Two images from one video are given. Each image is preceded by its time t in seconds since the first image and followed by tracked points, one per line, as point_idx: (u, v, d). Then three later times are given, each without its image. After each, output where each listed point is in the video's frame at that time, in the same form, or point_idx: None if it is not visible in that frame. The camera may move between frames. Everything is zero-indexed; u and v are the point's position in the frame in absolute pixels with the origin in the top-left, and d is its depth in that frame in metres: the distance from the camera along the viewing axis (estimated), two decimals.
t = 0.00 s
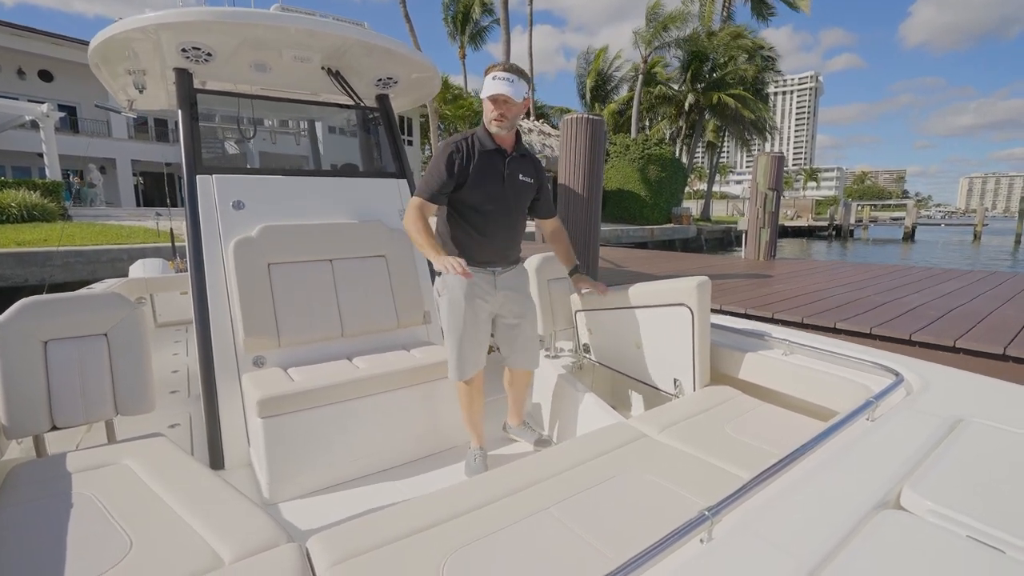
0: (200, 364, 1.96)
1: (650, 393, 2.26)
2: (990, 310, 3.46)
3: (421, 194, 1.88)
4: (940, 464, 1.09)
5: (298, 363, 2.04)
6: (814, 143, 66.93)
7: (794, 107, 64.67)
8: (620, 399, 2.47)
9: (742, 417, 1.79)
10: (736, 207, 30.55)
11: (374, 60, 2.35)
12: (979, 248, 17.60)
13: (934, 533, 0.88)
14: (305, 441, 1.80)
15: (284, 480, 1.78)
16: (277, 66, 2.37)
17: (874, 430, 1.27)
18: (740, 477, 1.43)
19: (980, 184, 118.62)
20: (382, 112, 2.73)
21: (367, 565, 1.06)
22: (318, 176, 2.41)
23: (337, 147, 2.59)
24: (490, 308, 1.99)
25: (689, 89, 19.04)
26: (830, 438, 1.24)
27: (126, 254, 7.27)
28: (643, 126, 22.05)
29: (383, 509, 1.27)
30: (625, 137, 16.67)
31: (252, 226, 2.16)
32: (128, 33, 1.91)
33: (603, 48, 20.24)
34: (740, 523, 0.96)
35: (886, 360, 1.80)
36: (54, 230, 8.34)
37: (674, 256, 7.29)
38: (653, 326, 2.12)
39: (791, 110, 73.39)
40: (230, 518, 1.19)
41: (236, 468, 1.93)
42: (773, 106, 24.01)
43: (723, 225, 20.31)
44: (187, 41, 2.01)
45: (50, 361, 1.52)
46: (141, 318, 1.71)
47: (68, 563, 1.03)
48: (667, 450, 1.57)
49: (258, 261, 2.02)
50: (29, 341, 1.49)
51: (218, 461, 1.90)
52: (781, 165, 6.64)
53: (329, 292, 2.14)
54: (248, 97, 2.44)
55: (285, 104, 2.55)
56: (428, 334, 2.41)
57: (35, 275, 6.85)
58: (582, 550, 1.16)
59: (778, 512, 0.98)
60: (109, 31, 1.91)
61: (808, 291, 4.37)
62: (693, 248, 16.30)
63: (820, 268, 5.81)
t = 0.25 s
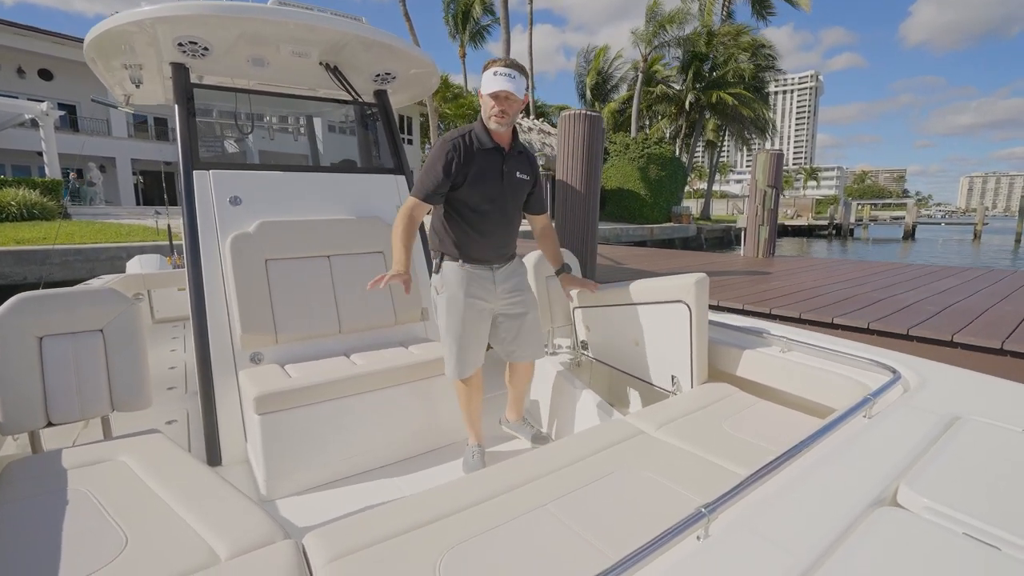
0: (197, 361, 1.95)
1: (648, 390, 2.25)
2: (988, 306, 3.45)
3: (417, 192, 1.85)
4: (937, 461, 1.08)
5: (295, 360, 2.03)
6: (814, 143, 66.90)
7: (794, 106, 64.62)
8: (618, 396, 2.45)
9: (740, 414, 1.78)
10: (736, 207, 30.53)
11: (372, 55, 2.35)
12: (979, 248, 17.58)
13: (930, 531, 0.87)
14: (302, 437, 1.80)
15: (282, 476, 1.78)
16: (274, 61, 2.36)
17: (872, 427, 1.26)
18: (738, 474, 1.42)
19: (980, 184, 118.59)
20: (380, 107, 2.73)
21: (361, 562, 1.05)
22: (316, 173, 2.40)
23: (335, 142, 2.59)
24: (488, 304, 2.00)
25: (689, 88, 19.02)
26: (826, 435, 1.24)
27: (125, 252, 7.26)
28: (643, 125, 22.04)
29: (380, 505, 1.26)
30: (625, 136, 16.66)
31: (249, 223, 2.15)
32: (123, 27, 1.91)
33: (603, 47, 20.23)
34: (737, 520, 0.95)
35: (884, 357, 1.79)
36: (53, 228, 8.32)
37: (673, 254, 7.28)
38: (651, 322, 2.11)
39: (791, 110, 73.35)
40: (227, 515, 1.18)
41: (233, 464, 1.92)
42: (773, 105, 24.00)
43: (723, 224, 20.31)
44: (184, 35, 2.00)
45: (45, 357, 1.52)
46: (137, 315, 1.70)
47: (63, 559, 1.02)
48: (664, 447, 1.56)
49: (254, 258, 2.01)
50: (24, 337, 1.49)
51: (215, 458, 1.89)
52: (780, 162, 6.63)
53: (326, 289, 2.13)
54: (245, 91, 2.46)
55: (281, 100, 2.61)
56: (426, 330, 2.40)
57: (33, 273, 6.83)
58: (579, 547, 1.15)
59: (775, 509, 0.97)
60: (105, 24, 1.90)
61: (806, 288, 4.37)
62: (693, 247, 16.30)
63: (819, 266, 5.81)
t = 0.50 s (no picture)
0: (195, 360, 1.95)
1: (646, 389, 2.26)
2: (987, 307, 3.46)
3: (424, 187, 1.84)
4: (933, 460, 1.08)
5: (294, 359, 2.03)
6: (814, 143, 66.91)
7: (794, 107, 64.61)
8: (616, 395, 2.46)
9: (738, 413, 1.78)
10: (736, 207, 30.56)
11: (370, 55, 2.35)
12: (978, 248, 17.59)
13: (926, 529, 0.87)
14: (301, 437, 1.80)
15: (280, 476, 1.78)
16: (273, 60, 2.37)
17: (868, 426, 1.26)
18: (735, 472, 1.43)
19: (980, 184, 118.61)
20: (378, 107, 2.73)
21: (359, 562, 1.05)
22: (315, 172, 2.40)
23: (335, 142, 2.59)
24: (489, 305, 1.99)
25: (689, 88, 19.03)
26: (823, 434, 1.24)
27: (125, 252, 7.27)
28: (643, 126, 22.05)
29: (379, 505, 1.26)
30: (625, 137, 16.67)
31: (247, 222, 2.15)
32: (121, 26, 1.90)
33: (603, 48, 20.24)
34: (735, 519, 0.95)
35: (882, 356, 1.79)
36: (52, 228, 8.33)
37: (672, 254, 7.29)
38: (649, 322, 2.11)
39: (791, 110, 73.37)
40: (226, 515, 1.18)
41: (231, 464, 1.92)
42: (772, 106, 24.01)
43: (723, 224, 20.32)
44: (182, 34, 2.00)
45: (44, 357, 1.51)
46: (135, 315, 1.70)
47: (62, 559, 1.02)
48: (662, 446, 1.56)
49: (253, 257, 2.01)
50: (22, 337, 1.48)
51: (214, 457, 1.89)
52: (780, 163, 6.63)
53: (325, 288, 2.13)
54: (243, 91, 2.44)
55: (280, 99, 2.59)
56: (424, 330, 2.40)
57: (33, 273, 6.82)
58: (577, 546, 1.15)
59: (772, 508, 0.97)
60: (103, 23, 1.90)
61: (805, 288, 4.37)
62: (693, 247, 16.31)
63: (818, 266, 5.81)
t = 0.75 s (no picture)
0: (196, 362, 1.95)
1: (645, 390, 2.26)
2: (986, 311, 3.46)
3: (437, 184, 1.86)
4: (931, 460, 1.09)
5: (294, 362, 2.04)
6: (814, 143, 66.93)
7: (794, 107, 64.58)
8: (616, 397, 2.46)
9: (737, 415, 1.78)
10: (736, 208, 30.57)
11: (370, 58, 2.35)
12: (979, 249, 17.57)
13: (924, 529, 0.88)
14: (301, 439, 1.80)
15: (281, 478, 1.78)
16: (273, 63, 2.37)
17: (867, 426, 1.26)
18: (735, 474, 1.43)
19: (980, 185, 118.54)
20: (378, 110, 2.73)
21: (359, 565, 1.05)
22: (316, 174, 2.41)
23: (335, 145, 2.60)
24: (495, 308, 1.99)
25: (688, 89, 19.04)
26: (822, 435, 1.24)
27: (125, 254, 7.28)
28: (643, 127, 22.06)
29: (381, 507, 1.26)
30: (625, 138, 16.67)
31: (247, 225, 2.15)
32: (121, 30, 1.91)
33: (603, 48, 20.24)
34: (735, 520, 0.95)
35: (880, 357, 1.79)
36: (53, 230, 8.33)
37: (672, 256, 7.29)
38: (649, 323, 2.11)
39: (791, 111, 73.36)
40: (229, 518, 1.18)
41: (233, 466, 1.93)
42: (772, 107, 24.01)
43: (723, 225, 20.31)
44: (182, 38, 2.01)
45: (45, 360, 1.52)
46: (136, 317, 1.70)
47: (63, 562, 1.02)
48: (662, 448, 1.57)
49: (254, 259, 2.01)
50: (23, 340, 1.49)
51: (215, 459, 1.90)
52: (779, 165, 6.62)
53: (325, 290, 2.14)
54: (243, 93, 2.44)
55: (281, 101, 2.58)
56: (424, 332, 2.41)
57: (33, 275, 6.83)
58: (577, 547, 1.15)
59: (771, 509, 0.97)
60: (103, 27, 1.90)
61: (805, 291, 4.37)
62: (693, 248, 16.31)
63: (818, 269, 5.81)
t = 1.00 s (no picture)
0: (196, 365, 1.95)
1: (645, 392, 2.26)
2: (985, 315, 3.46)
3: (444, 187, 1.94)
4: (930, 461, 1.09)
5: (294, 365, 2.04)
6: (814, 143, 66.92)
7: (794, 107, 64.55)
8: (615, 399, 2.46)
9: (737, 418, 1.78)
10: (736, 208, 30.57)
11: (370, 62, 2.35)
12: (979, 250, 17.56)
13: (923, 532, 0.88)
14: (302, 442, 1.80)
15: (282, 482, 1.78)
16: (273, 68, 2.37)
17: (866, 428, 1.27)
18: (736, 477, 1.43)
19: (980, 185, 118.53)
20: (378, 113, 2.73)
21: (358, 570, 1.05)
22: (316, 177, 2.41)
23: (335, 149, 2.60)
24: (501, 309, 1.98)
25: (688, 90, 19.04)
26: (821, 437, 1.25)
27: (125, 256, 7.28)
28: (642, 127, 22.05)
29: (382, 512, 1.27)
30: (625, 138, 16.67)
31: (248, 228, 2.15)
32: (122, 35, 1.91)
33: (603, 49, 20.25)
34: (735, 523, 0.96)
35: (879, 359, 1.79)
36: (53, 232, 8.34)
37: (672, 258, 7.29)
38: (648, 325, 2.12)
39: (791, 111, 73.34)
40: (230, 522, 1.19)
41: (233, 470, 1.93)
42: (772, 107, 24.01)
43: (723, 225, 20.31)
44: (183, 43, 2.01)
45: (47, 364, 1.53)
46: (137, 320, 1.70)
47: (65, 566, 1.03)
48: (662, 451, 1.57)
49: (255, 261, 2.01)
50: (24, 344, 1.49)
51: (215, 463, 1.90)
52: (779, 167, 6.63)
53: (325, 292, 2.14)
54: (243, 97, 2.44)
55: (281, 105, 2.55)
56: (425, 335, 2.41)
57: (33, 278, 6.83)
58: (578, 550, 1.16)
59: (771, 512, 0.97)
60: (104, 32, 1.91)
61: (805, 294, 4.37)
62: (693, 249, 16.31)
63: (818, 271, 5.81)
